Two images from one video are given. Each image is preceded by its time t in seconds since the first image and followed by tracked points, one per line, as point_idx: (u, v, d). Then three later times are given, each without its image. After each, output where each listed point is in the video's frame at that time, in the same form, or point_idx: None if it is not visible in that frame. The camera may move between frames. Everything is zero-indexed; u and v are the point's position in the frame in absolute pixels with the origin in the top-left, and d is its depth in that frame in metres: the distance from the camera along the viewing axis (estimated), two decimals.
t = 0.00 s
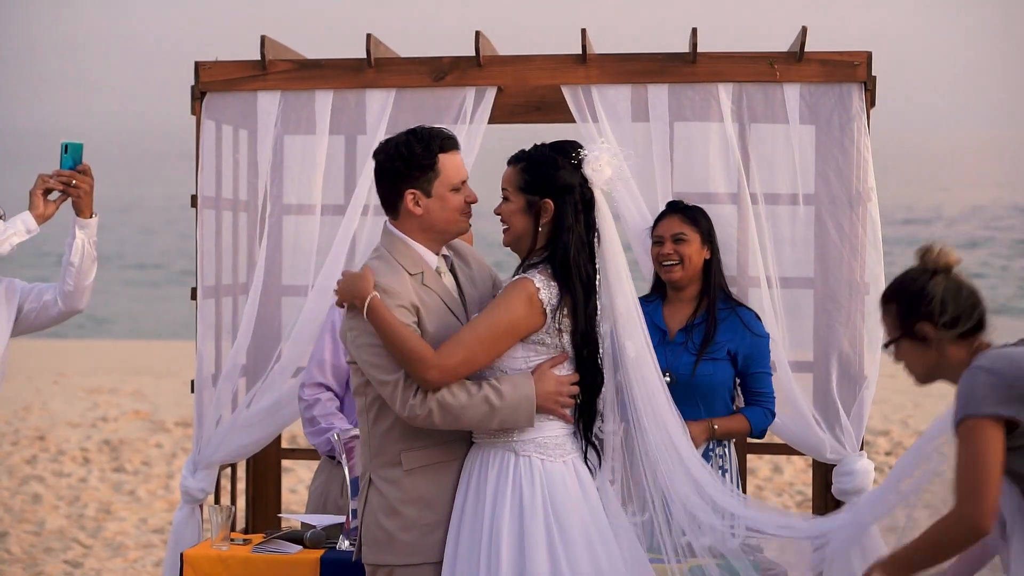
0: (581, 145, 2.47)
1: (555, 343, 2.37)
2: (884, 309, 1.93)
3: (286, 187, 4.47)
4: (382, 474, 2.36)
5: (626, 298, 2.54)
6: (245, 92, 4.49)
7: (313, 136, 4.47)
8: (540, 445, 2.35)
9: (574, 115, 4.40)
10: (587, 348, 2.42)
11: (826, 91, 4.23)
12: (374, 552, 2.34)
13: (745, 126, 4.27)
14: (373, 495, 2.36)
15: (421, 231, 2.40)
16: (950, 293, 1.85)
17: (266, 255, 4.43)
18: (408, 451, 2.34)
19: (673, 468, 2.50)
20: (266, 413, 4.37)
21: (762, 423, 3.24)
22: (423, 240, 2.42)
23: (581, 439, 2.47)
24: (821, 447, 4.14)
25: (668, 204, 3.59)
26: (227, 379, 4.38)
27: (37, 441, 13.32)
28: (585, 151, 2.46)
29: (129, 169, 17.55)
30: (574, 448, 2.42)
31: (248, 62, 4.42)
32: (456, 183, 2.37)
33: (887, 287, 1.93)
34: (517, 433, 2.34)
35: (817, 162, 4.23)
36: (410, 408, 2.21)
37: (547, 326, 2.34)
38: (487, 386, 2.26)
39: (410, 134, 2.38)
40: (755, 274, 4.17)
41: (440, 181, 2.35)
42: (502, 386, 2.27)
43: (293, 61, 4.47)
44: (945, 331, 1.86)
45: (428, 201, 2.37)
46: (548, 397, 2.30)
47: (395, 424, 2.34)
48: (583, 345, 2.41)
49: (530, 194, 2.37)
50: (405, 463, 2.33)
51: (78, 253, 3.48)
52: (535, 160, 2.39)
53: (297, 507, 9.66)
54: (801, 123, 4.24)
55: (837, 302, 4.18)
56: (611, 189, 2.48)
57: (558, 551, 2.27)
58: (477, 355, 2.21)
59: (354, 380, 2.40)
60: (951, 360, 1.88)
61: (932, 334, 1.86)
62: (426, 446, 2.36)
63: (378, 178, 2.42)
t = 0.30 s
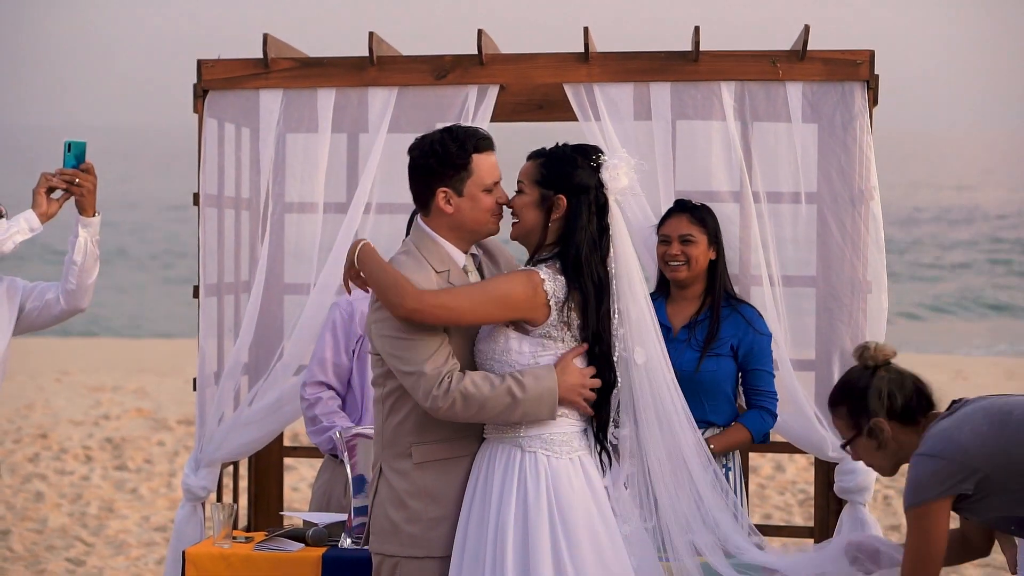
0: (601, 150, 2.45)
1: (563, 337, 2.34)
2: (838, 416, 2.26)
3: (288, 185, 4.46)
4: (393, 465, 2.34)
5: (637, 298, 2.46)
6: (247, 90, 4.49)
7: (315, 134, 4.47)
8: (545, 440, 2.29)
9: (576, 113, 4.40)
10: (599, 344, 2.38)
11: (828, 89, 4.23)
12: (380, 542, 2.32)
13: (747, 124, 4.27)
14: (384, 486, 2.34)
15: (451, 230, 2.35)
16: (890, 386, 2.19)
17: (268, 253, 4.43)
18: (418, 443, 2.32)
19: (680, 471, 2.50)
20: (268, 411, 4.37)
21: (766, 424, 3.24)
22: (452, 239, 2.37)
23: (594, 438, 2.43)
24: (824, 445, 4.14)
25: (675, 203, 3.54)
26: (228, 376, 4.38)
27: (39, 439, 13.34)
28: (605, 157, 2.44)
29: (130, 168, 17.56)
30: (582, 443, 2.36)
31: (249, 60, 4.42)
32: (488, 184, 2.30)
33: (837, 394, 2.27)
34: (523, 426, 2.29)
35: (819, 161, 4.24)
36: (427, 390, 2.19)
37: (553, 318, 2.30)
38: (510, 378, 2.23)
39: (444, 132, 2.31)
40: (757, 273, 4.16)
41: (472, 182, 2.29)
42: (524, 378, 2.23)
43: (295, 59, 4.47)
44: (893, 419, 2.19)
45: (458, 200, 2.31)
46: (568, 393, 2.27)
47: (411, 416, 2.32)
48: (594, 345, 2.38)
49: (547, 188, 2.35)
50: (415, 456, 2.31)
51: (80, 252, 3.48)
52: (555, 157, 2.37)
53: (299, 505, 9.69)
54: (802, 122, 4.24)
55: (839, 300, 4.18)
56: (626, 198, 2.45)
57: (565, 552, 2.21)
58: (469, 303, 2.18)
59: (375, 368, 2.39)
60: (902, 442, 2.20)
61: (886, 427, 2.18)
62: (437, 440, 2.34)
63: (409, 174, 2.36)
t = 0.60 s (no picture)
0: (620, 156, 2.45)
1: (565, 328, 2.29)
2: (834, 413, 2.15)
3: (287, 179, 4.46)
4: (404, 457, 2.34)
5: (644, 299, 2.43)
6: (245, 83, 4.49)
7: (314, 128, 4.46)
8: (546, 432, 2.28)
9: (575, 106, 4.39)
10: (607, 342, 2.34)
11: (828, 83, 4.22)
12: (391, 533, 2.33)
13: (747, 118, 4.27)
14: (396, 477, 2.34)
15: (471, 226, 2.30)
16: (882, 373, 2.11)
17: (267, 246, 4.42)
18: (427, 435, 2.31)
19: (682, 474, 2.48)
20: (268, 405, 4.37)
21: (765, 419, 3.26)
22: (469, 234, 2.31)
23: (601, 434, 2.40)
24: (822, 439, 4.14)
25: (673, 196, 3.53)
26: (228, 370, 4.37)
27: (38, 432, 13.34)
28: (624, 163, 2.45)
29: (130, 162, 17.56)
30: (585, 434, 2.34)
31: (248, 54, 4.42)
32: (507, 180, 2.26)
33: (828, 389, 2.16)
34: (526, 417, 2.27)
35: (819, 154, 4.23)
36: (442, 368, 2.16)
37: (555, 308, 2.27)
38: (527, 366, 2.20)
39: (464, 127, 2.26)
40: (756, 267, 4.15)
41: (491, 178, 2.24)
42: (540, 367, 2.20)
43: (295, 53, 4.46)
44: (891, 406, 2.10)
45: (479, 196, 2.25)
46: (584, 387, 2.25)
47: (424, 408, 2.31)
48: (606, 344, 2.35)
49: (562, 183, 2.34)
50: (423, 447, 2.31)
51: (81, 247, 3.47)
52: (574, 154, 2.36)
53: (298, 500, 9.68)
54: (802, 116, 4.24)
55: (838, 294, 4.18)
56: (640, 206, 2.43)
57: (565, 546, 2.20)
58: (478, 267, 2.19)
59: (392, 360, 2.38)
60: (902, 431, 2.12)
61: (883, 414, 2.10)
62: (447, 432, 2.32)
63: (426, 168, 2.31)
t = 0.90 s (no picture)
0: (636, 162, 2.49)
1: (579, 327, 2.33)
2: (840, 443, 2.24)
3: (283, 177, 4.45)
4: (407, 453, 2.40)
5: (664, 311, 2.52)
6: (241, 81, 4.49)
7: (310, 126, 4.45)
8: (550, 429, 2.30)
9: (571, 104, 4.39)
10: (623, 347, 2.41)
11: (824, 82, 4.23)
12: (392, 527, 2.40)
13: (743, 117, 4.27)
14: (400, 472, 2.41)
15: (488, 229, 2.36)
16: (879, 397, 2.20)
17: (263, 245, 4.42)
18: (432, 432, 2.37)
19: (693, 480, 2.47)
20: (263, 404, 4.37)
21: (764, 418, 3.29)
22: (487, 237, 2.37)
23: (609, 436, 2.44)
24: (818, 437, 4.14)
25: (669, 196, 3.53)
26: (223, 369, 4.38)
27: (34, 430, 13.33)
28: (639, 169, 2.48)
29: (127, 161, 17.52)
30: (587, 433, 2.37)
31: (244, 52, 4.41)
32: (523, 183, 2.32)
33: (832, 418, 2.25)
34: (529, 415, 2.30)
35: (815, 153, 4.23)
36: (462, 362, 2.22)
37: (571, 306, 2.31)
38: (548, 369, 2.26)
39: (481, 131, 2.32)
40: (752, 265, 4.17)
41: (507, 182, 2.30)
42: (561, 371, 2.26)
43: (291, 51, 4.46)
44: (894, 430, 2.19)
45: (495, 200, 2.31)
46: (599, 394, 2.31)
47: (431, 408, 2.38)
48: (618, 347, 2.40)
49: (579, 187, 2.38)
50: (427, 444, 2.37)
51: (80, 247, 3.46)
52: (591, 159, 2.41)
53: (292, 498, 9.67)
54: (798, 115, 4.24)
55: (834, 293, 4.18)
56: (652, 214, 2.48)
57: (563, 544, 2.23)
58: (496, 261, 2.24)
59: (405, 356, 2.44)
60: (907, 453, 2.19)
61: (886, 436, 2.18)
62: (450, 431, 2.38)
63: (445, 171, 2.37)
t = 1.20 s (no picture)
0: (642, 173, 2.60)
1: (584, 328, 2.37)
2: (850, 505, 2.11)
3: (279, 178, 4.45)
4: (404, 450, 2.39)
5: (665, 318, 2.57)
6: (238, 82, 4.49)
7: (307, 127, 4.45)
8: (551, 427, 2.33)
9: (568, 105, 4.40)
10: (625, 350, 2.52)
11: (820, 84, 4.23)
12: (389, 526, 2.39)
13: (740, 118, 4.27)
14: (396, 469, 2.40)
15: (497, 234, 2.38)
16: (894, 455, 2.08)
17: (259, 246, 4.42)
18: (430, 431, 2.37)
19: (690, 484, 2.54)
20: (261, 405, 4.37)
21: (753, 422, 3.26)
22: (495, 241, 2.39)
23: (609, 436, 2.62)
24: (815, 438, 4.15)
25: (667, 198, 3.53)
26: (220, 369, 4.37)
27: (30, 431, 13.31)
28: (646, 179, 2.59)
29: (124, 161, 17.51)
30: (587, 434, 2.40)
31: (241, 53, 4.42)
32: (534, 191, 2.36)
33: (845, 478, 2.13)
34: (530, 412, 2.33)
35: (811, 154, 4.23)
36: (468, 360, 2.24)
37: (579, 307, 2.36)
38: (552, 368, 2.28)
39: (494, 136, 2.35)
40: (749, 267, 4.16)
41: (519, 188, 2.33)
42: (565, 369, 2.29)
43: (288, 52, 4.46)
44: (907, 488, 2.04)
45: (507, 206, 2.34)
46: (600, 397, 2.34)
47: (432, 406, 2.38)
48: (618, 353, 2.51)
49: (590, 197, 2.47)
50: (425, 443, 2.37)
51: (79, 249, 3.46)
52: (599, 168, 2.52)
53: (289, 499, 9.67)
54: (795, 116, 4.24)
55: (830, 293, 4.18)
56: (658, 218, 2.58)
57: (562, 540, 2.26)
58: (510, 263, 2.28)
59: (405, 355, 2.44)
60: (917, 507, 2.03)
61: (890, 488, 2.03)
62: (450, 431, 2.39)
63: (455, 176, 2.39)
